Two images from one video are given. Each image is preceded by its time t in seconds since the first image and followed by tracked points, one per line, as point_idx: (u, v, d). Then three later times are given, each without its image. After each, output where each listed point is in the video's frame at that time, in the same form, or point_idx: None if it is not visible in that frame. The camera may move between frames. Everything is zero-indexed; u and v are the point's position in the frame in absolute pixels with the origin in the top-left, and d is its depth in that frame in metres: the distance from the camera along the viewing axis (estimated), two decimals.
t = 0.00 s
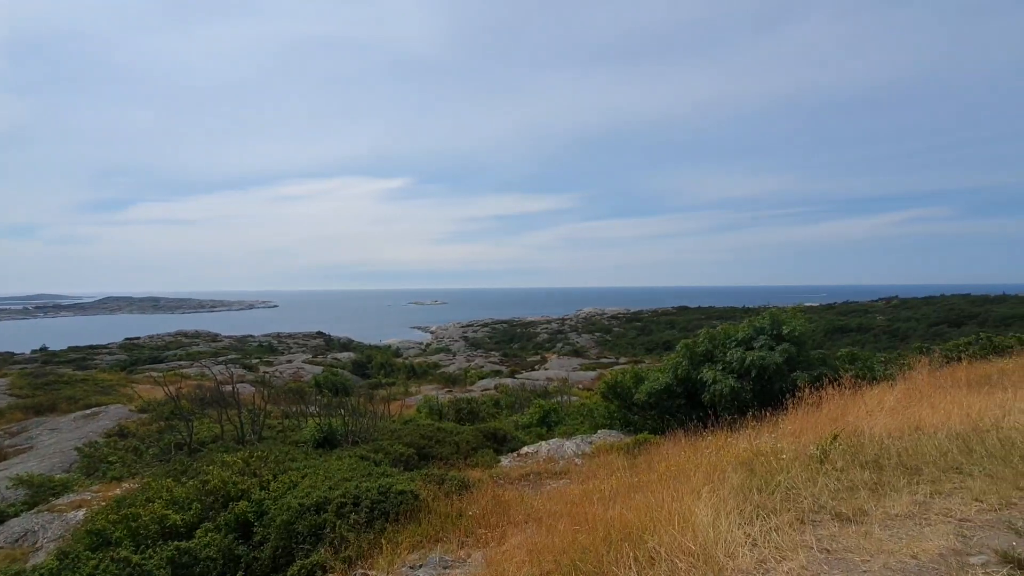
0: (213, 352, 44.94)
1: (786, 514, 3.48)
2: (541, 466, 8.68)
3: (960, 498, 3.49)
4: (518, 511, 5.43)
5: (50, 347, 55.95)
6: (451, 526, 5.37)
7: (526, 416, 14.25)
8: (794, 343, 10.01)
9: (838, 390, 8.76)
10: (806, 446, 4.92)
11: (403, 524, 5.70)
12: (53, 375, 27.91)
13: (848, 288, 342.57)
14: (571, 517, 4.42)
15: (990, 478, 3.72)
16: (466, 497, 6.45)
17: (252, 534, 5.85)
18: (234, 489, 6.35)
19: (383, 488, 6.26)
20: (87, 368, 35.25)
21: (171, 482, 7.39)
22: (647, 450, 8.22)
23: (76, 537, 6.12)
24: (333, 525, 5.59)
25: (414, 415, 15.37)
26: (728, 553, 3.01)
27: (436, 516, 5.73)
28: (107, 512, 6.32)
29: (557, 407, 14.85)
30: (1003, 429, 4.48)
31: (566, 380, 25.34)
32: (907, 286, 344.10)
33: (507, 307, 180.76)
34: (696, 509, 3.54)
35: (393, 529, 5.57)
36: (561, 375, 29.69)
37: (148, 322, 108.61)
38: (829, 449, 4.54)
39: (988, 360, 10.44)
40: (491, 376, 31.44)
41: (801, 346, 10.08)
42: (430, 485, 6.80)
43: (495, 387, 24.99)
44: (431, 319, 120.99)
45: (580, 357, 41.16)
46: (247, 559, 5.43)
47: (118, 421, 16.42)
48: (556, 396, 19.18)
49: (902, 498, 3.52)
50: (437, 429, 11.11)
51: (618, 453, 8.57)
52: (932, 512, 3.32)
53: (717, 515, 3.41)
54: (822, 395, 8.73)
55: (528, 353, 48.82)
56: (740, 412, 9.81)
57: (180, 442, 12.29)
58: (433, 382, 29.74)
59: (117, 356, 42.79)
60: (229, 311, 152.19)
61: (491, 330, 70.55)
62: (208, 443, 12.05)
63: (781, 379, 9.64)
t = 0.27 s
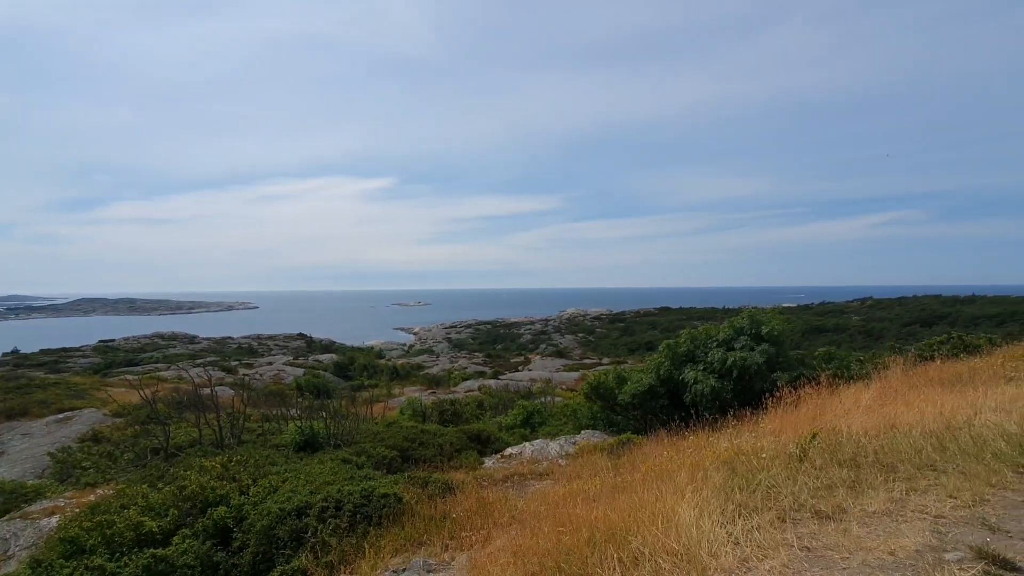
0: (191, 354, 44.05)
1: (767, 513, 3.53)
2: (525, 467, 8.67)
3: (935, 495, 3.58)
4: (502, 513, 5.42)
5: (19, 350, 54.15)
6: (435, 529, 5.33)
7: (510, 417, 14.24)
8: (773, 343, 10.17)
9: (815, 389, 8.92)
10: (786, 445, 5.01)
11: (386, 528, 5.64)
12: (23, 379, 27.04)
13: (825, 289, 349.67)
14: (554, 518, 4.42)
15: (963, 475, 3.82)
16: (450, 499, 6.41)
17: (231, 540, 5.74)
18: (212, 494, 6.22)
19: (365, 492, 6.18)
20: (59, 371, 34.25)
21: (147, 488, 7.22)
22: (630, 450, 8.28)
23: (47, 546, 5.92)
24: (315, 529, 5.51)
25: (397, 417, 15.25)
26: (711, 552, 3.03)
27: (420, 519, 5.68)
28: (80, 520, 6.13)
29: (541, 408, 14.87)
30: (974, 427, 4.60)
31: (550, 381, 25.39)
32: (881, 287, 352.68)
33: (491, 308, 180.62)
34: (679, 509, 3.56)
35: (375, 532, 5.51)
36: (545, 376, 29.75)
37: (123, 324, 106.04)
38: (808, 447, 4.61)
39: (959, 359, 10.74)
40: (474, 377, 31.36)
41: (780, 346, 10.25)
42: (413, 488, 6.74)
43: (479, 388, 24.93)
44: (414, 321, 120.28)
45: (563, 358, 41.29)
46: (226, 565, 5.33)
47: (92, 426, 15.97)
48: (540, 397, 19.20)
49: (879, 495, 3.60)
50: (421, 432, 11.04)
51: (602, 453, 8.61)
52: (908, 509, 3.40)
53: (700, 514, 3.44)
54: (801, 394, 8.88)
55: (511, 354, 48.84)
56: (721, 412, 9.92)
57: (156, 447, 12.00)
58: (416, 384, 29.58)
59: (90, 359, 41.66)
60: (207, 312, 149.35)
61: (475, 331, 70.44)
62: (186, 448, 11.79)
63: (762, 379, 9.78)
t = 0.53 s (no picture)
0: (179, 358, 43.56)
1: (757, 514, 3.55)
2: (517, 470, 8.67)
3: (922, 495, 3.62)
4: (494, 516, 5.41)
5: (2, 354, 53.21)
6: (427, 533, 5.31)
7: (501, 420, 14.22)
8: (762, 345, 10.25)
9: (804, 391, 9.00)
10: (776, 446, 5.04)
11: (377, 532, 5.61)
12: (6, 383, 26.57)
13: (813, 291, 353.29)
14: (547, 521, 4.42)
15: (948, 475, 3.87)
16: (441, 503, 6.38)
17: (220, 546, 5.68)
18: (200, 499, 6.14)
19: (356, 496, 6.14)
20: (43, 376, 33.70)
21: (134, 493, 7.11)
22: (621, 452, 8.31)
23: (32, 553, 5.82)
24: (305, 534, 5.46)
25: (388, 420, 15.18)
26: (702, 554, 3.05)
27: (411, 522, 5.65)
28: (65, 526, 6.03)
29: (532, 410, 14.87)
30: (959, 427, 4.67)
31: (541, 383, 25.42)
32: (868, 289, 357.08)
33: (482, 310, 180.57)
34: (670, 511, 3.57)
35: (366, 537, 5.47)
36: (536, 378, 29.78)
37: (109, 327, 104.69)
38: (797, 448, 4.65)
39: (944, 360, 10.89)
40: (466, 379, 31.31)
41: (769, 347, 10.33)
42: (404, 491, 6.70)
43: (470, 391, 24.92)
44: (405, 323, 119.91)
45: (555, 360, 41.35)
46: (214, 572, 5.26)
47: (77, 431, 15.73)
48: (531, 399, 19.21)
49: (867, 496, 3.63)
50: (412, 434, 11.00)
51: (594, 455, 8.64)
52: (896, 509, 3.44)
53: (690, 516, 3.45)
54: (790, 396, 8.95)
55: (503, 357, 48.82)
56: (711, 413, 9.98)
57: (144, 452, 11.83)
58: (408, 386, 29.47)
59: (75, 363, 41.03)
60: (196, 315, 147.84)
61: (467, 333, 70.40)
62: (174, 452, 11.65)
63: (751, 381, 9.85)
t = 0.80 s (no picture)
0: (176, 360, 43.38)
1: (755, 516, 3.55)
2: (515, 473, 8.66)
3: (920, 496, 3.63)
4: (492, 519, 5.40)
5: None
6: (424, 536, 5.29)
7: (499, 422, 14.20)
8: (759, 347, 10.27)
9: (801, 393, 9.01)
10: (774, 448, 5.05)
11: (375, 535, 5.59)
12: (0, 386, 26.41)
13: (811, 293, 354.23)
14: (545, 524, 4.40)
15: (946, 477, 3.88)
16: (439, 506, 6.37)
17: (216, 550, 5.64)
18: (197, 502, 6.12)
19: (353, 499, 6.12)
20: (39, 378, 33.50)
21: (130, 496, 7.07)
22: (619, 455, 8.31)
23: (27, 557, 5.78)
24: (302, 538, 5.44)
25: (385, 423, 15.14)
26: (700, 557, 3.04)
27: (409, 526, 5.63)
28: (61, 530, 5.99)
29: (530, 412, 14.85)
30: (956, 429, 4.68)
31: (539, 385, 25.41)
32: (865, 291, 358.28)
33: (480, 312, 180.55)
34: (669, 513, 3.57)
35: (363, 540, 5.45)
36: (534, 380, 29.75)
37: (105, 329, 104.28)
38: (795, 450, 4.65)
39: (940, 363, 10.92)
40: (463, 382, 31.27)
41: (766, 350, 10.34)
42: (402, 494, 6.68)
43: (468, 393, 24.88)
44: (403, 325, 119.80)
45: (552, 362, 41.37)
46: None
47: (73, 434, 15.64)
48: (529, 402, 19.21)
49: (864, 498, 3.64)
50: (409, 437, 10.97)
51: (592, 457, 8.64)
52: (894, 511, 3.44)
53: (688, 519, 3.45)
54: (787, 398, 8.96)
55: (500, 359, 48.81)
56: (708, 415, 9.98)
57: (140, 455, 11.77)
58: (405, 389, 29.44)
59: (71, 365, 40.81)
60: (192, 317, 147.36)
61: (465, 335, 70.37)
62: (170, 455, 11.59)
63: (748, 383, 9.86)
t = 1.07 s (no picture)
0: (156, 362, 42.57)
1: (740, 514, 3.58)
2: (501, 473, 8.65)
3: (899, 493, 3.69)
4: (479, 520, 5.38)
5: None
6: (410, 538, 5.25)
7: (485, 423, 14.17)
8: (742, 347, 10.38)
9: (783, 392, 9.14)
10: (757, 447, 5.10)
11: (360, 538, 5.53)
12: None
13: (792, 294, 359.81)
14: (532, 525, 4.39)
15: (925, 474, 3.96)
16: (425, 508, 6.33)
17: (197, 555, 5.54)
18: (177, 507, 5.99)
19: (337, 502, 6.05)
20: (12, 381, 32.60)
21: (108, 501, 6.91)
22: (604, 455, 8.34)
23: None
24: (285, 542, 5.36)
25: (370, 424, 15.02)
26: (686, 555, 3.06)
27: (394, 528, 5.59)
28: (36, 536, 5.84)
29: (516, 413, 14.85)
30: (934, 427, 4.78)
31: (525, 386, 25.41)
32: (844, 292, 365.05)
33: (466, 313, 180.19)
34: (655, 512, 3.59)
35: (348, 543, 5.39)
36: (520, 381, 29.75)
37: (82, 330, 101.94)
38: (778, 449, 4.71)
39: (917, 362, 11.15)
40: (449, 383, 31.15)
41: (749, 350, 10.47)
42: (387, 497, 6.63)
43: (454, 394, 24.80)
44: (388, 326, 119.07)
45: (538, 363, 41.44)
46: None
47: (49, 437, 15.25)
48: (515, 402, 19.22)
49: (846, 496, 3.69)
50: (395, 439, 10.90)
51: (578, 457, 8.67)
52: (875, 509, 3.50)
53: (675, 518, 3.46)
54: (769, 397, 9.07)
55: (486, 360, 48.75)
56: (693, 415, 10.07)
57: (119, 459, 11.52)
58: (391, 390, 29.24)
59: (46, 368, 39.80)
60: (173, 318, 144.77)
61: (451, 336, 70.15)
62: (151, 459, 11.36)
63: (731, 382, 9.97)
